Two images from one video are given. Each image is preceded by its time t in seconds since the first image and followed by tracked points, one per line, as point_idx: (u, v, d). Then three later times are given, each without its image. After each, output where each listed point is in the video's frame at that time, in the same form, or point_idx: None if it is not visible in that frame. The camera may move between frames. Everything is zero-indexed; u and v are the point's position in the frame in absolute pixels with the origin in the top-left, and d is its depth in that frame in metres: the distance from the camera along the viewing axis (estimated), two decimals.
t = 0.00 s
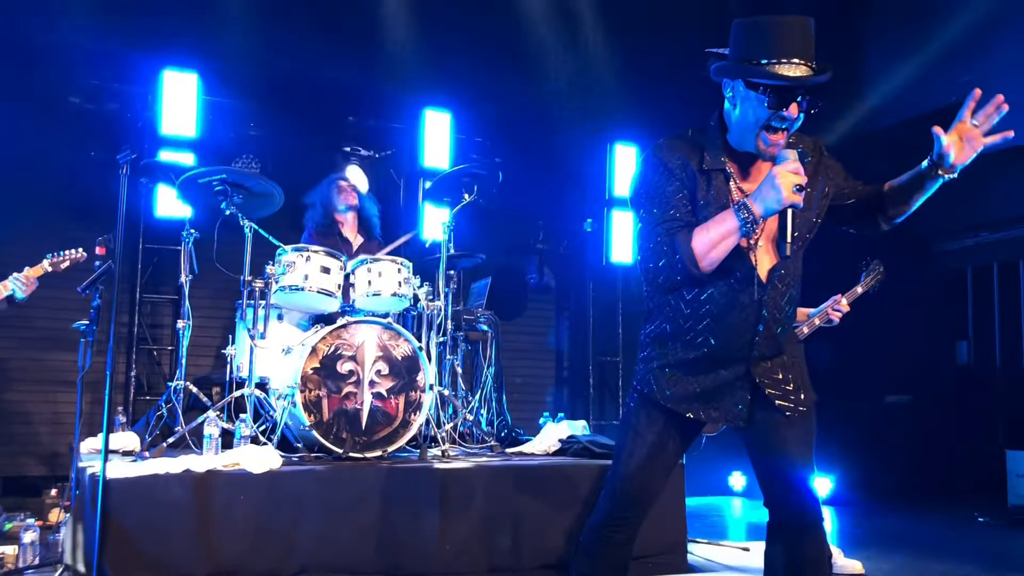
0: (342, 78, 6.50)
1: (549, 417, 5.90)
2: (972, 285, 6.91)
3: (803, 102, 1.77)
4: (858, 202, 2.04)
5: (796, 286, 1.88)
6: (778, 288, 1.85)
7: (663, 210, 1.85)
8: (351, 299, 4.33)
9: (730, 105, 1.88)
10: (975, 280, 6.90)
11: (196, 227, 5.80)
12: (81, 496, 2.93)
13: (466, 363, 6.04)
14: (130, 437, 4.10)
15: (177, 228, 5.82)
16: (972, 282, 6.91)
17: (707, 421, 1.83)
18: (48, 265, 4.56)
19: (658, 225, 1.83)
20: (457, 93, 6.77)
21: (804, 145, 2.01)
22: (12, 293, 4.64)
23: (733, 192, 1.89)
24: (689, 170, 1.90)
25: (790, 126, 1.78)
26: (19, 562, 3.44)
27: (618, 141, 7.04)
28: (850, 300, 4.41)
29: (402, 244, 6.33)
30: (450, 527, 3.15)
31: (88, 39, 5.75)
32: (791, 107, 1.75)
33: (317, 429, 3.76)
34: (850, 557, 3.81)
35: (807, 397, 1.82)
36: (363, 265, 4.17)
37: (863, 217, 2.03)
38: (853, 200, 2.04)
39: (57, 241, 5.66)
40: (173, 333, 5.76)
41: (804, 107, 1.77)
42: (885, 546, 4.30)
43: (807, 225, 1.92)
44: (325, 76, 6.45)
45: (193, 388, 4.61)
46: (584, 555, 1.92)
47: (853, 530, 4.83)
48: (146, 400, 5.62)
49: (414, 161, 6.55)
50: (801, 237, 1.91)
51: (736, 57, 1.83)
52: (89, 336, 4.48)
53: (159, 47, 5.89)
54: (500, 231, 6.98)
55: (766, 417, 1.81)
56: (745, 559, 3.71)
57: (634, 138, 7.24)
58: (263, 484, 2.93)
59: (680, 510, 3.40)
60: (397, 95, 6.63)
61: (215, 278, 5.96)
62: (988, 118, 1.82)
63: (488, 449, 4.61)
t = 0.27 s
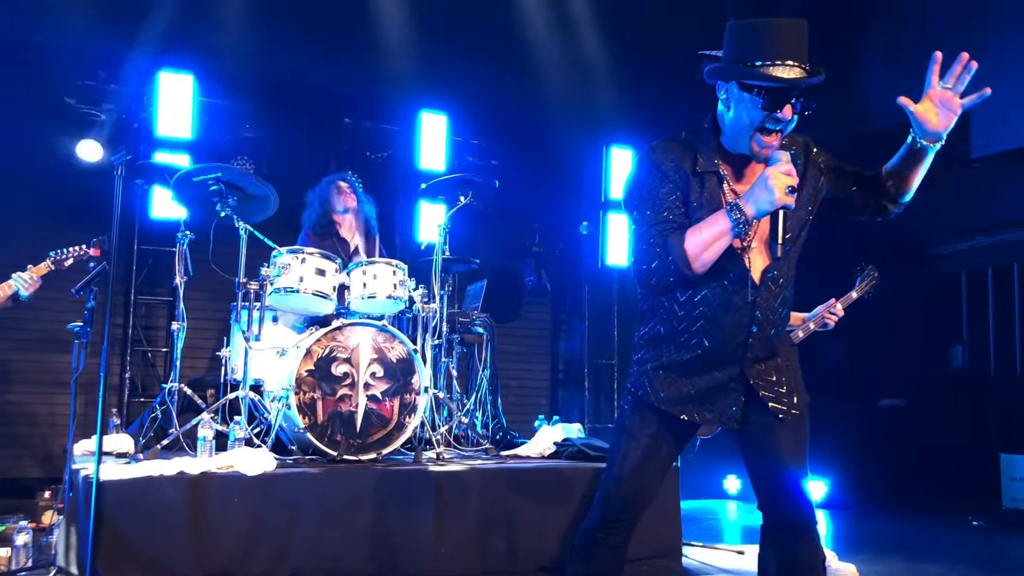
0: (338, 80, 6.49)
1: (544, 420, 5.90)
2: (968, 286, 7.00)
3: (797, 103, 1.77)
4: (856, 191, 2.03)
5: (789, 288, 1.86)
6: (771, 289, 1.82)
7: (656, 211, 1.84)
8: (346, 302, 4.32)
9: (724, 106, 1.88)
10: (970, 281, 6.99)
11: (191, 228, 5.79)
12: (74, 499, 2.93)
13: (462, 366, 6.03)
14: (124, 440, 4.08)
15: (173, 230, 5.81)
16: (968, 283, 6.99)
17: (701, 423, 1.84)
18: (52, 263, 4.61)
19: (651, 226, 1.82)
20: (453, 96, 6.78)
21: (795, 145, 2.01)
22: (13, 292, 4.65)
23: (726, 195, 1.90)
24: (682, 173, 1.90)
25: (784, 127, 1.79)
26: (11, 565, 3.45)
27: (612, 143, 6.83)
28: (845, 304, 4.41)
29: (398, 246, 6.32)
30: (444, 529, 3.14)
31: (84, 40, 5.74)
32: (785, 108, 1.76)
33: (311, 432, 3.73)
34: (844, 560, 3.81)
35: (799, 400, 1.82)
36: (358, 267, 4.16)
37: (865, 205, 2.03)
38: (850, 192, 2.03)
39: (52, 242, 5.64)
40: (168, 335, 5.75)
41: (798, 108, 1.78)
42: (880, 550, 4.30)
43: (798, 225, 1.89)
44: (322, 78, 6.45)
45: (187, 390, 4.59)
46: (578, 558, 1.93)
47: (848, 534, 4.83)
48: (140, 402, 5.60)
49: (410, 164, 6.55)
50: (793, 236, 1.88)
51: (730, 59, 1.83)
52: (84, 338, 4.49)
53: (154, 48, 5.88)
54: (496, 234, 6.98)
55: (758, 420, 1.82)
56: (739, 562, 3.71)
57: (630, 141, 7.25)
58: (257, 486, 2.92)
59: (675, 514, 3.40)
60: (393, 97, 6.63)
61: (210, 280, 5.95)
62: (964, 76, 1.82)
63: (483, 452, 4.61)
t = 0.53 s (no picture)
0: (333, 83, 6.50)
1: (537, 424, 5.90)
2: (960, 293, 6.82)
3: (787, 107, 1.77)
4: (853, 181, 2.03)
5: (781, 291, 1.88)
6: (763, 292, 1.84)
7: (647, 214, 1.85)
8: (340, 304, 4.32)
9: (715, 111, 1.88)
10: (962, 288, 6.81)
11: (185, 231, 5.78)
12: (66, 502, 2.93)
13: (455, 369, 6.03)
14: (117, 443, 4.07)
15: (166, 232, 5.79)
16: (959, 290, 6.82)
17: (695, 426, 1.82)
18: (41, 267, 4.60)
19: (642, 231, 1.82)
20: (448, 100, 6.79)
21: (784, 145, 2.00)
22: None
23: (716, 199, 1.90)
24: (674, 177, 1.91)
25: (774, 131, 1.78)
26: (3, 568, 3.44)
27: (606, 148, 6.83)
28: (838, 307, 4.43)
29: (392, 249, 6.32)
30: (438, 533, 3.14)
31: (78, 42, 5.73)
32: (776, 112, 1.75)
33: (304, 435, 3.75)
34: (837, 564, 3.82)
35: (792, 404, 1.82)
36: (352, 270, 4.15)
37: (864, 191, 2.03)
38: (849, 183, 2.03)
39: (45, 245, 5.63)
40: (161, 338, 5.74)
41: (788, 112, 1.78)
42: (873, 554, 4.31)
43: (787, 227, 1.91)
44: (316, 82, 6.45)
45: (181, 393, 4.58)
46: (571, 562, 1.92)
47: (841, 538, 4.84)
48: (132, 405, 5.58)
49: (404, 167, 6.55)
50: (783, 237, 1.89)
51: (722, 63, 1.83)
52: (77, 341, 4.49)
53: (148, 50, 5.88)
54: (491, 237, 6.98)
55: (752, 422, 1.83)
56: (732, 566, 3.71)
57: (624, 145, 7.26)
58: (250, 489, 2.92)
59: (668, 518, 3.40)
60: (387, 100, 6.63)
61: (204, 283, 5.94)
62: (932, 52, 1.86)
63: (477, 455, 4.60)
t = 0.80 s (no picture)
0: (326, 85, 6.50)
1: (531, 426, 5.90)
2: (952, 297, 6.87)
3: (778, 107, 1.78)
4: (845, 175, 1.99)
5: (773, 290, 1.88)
6: (755, 290, 1.84)
7: (637, 215, 1.85)
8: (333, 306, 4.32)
9: (706, 112, 1.88)
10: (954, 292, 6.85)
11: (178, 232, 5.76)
12: (57, 504, 2.92)
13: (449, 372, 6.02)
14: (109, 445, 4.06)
15: (159, 234, 5.78)
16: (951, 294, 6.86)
17: (688, 425, 1.83)
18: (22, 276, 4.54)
19: (633, 231, 1.82)
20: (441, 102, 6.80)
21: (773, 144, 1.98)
22: None
23: (708, 199, 1.90)
24: (666, 177, 1.91)
25: (766, 132, 1.78)
26: None
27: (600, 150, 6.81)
28: (830, 307, 4.44)
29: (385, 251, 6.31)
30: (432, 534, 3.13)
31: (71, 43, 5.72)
32: (768, 112, 1.76)
33: (298, 437, 3.72)
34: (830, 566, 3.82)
35: (784, 405, 1.82)
36: (346, 272, 4.15)
37: (859, 184, 1.98)
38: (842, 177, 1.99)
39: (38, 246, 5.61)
40: (154, 340, 5.72)
41: (779, 112, 1.78)
42: (866, 555, 4.31)
43: (777, 226, 1.90)
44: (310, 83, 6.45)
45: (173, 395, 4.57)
46: (564, 563, 1.92)
47: (834, 539, 4.84)
48: (125, 407, 5.56)
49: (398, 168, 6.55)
50: (772, 236, 1.88)
51: (713, 65, 1.84)
52: (69, 342, 4.48)
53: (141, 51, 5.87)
54: (484, 239, 6.98)
55: (744, 422, 1.82)
56: (726, 568, 3.71)
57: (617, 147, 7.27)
58: (243, 491, 2.91)
59: (661, 519, 3.40)
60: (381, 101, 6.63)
61: (197, 285, 5.93)
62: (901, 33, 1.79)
63: (471, 457, 4.60)
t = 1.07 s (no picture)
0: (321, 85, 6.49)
1: (527, 426, 5.90)
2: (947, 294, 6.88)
3: (770, 106, 1.78)
4: (836, 166, 1.99)
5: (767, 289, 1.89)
6: (749, 289, 1.85)
7: (630, 214, 1.86)
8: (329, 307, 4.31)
9: (699, 112, 1.89)
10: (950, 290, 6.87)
11: (173, 233, 5.75)
12: (52, 506, 2.92)
13: (445, 373, 6.02)
14: (104, 447, 4.05)
15: (154, 235, 5.77)
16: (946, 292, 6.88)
17: (683, 425, 1.83)
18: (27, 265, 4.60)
19: (626, 230, 1.83)
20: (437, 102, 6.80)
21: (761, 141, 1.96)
22: None
23: (699, 198, 1.90)
24: (659, 177, 1.92)
25: (758, 131, 1.79)
26: None
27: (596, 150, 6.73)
28: (825, 306, 4.45)
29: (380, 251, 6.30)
30: (428, 536, 3.13)
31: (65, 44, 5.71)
32: (759, 111, 1.76)
33: (293, 439, 3.71)
34: (826, 567, 3.83)
35: (779, 405, 1.82)
36: (342, 273, 4.16)
37: (851, 174, 1.98)
38: (832, 169, 1.99)
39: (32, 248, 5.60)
40: (149, 342, 5.71)
41: (771, 111, 1.79)
42: (862, 555, 4.31)
43: (767, 223, 1.90)
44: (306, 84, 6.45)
45: (169, 397, 4.56)
46: (559, 565, 1.92)
47: (830, 539, 4.84)
48: (120, 409, 5.55)
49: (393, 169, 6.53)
50: (764, 234, 1.88)
51: (705, 64, 1.85)
52: (64, 344, 4.47)
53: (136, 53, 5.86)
54: (480, 240, 6.97)
55: (739, 422, 1.82)
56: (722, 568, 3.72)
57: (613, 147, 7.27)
58: (239, 492, 2.90)
59: (657, 520, 3.40)
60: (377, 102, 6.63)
61: (192, 286, 5.91)
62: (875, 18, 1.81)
63: (466, 458, 4.59)
